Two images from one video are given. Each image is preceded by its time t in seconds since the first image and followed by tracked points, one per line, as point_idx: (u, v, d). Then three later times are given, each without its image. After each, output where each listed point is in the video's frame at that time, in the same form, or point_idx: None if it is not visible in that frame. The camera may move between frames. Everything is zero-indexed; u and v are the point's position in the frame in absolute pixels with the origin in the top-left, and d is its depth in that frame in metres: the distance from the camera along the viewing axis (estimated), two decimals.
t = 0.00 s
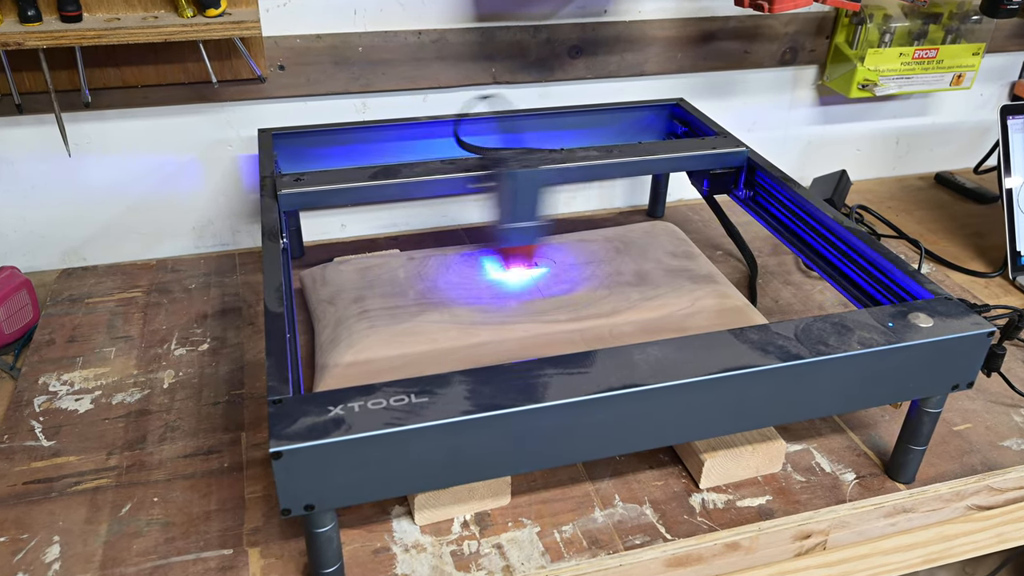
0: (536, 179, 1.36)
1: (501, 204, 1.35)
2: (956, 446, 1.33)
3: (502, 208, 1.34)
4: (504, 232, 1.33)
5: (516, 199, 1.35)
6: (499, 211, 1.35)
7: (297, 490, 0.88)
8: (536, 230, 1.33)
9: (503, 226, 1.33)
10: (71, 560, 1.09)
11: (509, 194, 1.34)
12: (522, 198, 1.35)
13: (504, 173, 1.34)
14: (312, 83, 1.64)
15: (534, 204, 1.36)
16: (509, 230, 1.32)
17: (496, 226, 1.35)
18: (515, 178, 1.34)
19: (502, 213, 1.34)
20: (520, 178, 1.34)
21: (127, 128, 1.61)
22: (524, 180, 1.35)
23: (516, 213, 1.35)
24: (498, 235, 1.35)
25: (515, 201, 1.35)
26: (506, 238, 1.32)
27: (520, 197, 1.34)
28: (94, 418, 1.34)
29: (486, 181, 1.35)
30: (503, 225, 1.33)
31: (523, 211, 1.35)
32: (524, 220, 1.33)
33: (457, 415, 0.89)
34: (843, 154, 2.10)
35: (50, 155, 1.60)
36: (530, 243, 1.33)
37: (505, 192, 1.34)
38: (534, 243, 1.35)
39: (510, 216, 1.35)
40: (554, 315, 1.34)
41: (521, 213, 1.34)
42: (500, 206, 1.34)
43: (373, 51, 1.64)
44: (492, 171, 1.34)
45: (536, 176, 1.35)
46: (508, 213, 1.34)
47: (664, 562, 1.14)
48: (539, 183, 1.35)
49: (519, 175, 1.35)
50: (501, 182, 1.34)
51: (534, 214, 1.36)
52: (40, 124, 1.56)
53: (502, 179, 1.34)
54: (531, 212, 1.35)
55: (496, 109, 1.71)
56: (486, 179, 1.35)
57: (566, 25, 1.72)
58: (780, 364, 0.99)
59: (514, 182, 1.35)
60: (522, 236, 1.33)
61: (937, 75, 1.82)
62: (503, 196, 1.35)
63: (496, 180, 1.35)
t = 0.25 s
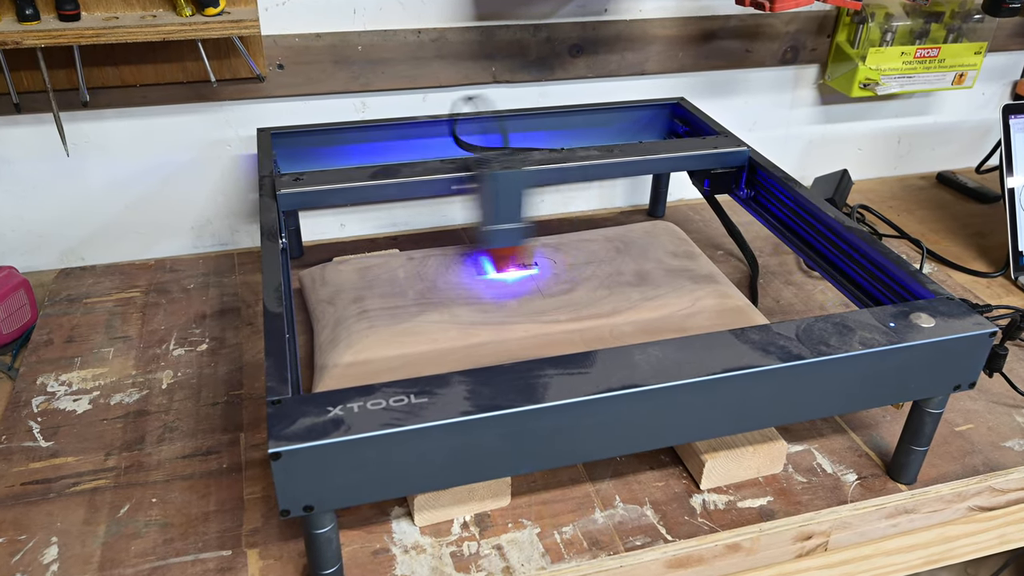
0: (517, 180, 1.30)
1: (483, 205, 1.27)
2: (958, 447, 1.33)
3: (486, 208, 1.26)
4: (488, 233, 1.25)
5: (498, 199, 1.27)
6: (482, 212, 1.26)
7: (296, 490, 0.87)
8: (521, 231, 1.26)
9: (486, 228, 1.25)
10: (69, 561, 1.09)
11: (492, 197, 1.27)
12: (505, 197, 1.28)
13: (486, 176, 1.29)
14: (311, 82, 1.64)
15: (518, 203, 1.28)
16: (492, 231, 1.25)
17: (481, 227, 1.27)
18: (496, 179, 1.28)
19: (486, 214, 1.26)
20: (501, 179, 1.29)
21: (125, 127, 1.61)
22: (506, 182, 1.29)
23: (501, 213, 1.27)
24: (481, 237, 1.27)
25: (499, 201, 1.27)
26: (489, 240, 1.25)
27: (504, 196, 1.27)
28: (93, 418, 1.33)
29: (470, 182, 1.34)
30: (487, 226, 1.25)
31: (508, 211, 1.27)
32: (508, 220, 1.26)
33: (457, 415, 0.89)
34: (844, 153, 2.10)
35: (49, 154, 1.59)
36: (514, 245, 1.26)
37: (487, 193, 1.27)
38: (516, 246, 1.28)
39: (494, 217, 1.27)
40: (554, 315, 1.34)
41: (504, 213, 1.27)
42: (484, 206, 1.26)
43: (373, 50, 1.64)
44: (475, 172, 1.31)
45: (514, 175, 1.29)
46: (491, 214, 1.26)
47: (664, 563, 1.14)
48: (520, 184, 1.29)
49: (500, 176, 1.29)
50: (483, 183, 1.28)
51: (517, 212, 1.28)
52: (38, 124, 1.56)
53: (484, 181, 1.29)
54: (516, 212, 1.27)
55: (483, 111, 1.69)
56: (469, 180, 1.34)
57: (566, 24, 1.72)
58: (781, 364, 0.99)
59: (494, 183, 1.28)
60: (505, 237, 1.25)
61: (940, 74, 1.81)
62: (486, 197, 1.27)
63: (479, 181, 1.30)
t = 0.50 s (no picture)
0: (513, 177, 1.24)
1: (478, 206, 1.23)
2: (960, 447, 1.32)
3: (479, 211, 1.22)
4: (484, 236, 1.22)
5: (492, 199, 1.22)
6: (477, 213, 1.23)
7: (295, 491, 0.87)
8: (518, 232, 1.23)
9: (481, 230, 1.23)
10: (68, 562, 1.08)
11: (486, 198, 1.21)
12: (501, 198, 1.22)
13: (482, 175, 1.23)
14: (310, 82, 1.63)
15: (513, 202, 1.23)
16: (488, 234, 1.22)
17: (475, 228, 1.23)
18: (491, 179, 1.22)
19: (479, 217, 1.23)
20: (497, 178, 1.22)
21: (124, 126, 1.60)
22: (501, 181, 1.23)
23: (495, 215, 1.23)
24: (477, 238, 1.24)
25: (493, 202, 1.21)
26: (484, 243, 1.23)
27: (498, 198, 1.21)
28: (91, 419, 1.33)
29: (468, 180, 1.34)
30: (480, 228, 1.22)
31: (502, 213, 1.22)
32: (502, 222, 1.22)
33: (457, 416, 0.88)
34: (845, 153, 2.09)
35: (47, 153, 1.59)
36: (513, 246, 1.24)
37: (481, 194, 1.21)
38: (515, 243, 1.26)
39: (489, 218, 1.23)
40: (554, 315, 1.33)
41: (498, 215, 1.23)
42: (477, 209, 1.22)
43: (372, 49, 1.63)
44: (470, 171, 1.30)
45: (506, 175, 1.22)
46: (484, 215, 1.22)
47: (665, 564, 1.13)
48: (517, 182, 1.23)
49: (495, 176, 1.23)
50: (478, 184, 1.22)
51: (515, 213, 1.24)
52: (36, 123, 1.55)
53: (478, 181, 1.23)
54: (512, 212, 1.23)
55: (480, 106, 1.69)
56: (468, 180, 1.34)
57: (566, 23, 1.71)
58: (782, 364, 0.98)
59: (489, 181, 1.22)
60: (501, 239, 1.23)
61: (942, 73, 1.81)
62: (480, 198, 1.22)
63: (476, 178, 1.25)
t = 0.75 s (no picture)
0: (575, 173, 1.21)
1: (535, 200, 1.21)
2: (962, 448, 1.31)
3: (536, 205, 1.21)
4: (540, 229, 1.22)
5: (552, 192, 1.21)
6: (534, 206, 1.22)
7: (295, 492, 0.86)
8: (575, 225, 1.23)
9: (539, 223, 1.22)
10: (66, 563, 1.08)
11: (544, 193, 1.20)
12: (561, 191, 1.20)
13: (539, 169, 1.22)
14: (310, 81, 1.63)
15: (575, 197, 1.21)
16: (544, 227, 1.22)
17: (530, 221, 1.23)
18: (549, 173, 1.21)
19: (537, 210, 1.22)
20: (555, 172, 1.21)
21: (123, 126, 1.60)
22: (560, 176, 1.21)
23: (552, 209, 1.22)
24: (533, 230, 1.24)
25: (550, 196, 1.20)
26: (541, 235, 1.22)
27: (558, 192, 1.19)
28: (89, 419, 1.32)
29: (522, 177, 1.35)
30: (540, 221, 1.21)
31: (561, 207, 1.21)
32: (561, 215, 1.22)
33: (456, 416, 0.88)
34: (846, 153, 2.09)
35: (45, 153, 1.58)
36: (567, 238, 1.24)
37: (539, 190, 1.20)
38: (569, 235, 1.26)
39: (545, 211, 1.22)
40: (555, 315, 1.33)
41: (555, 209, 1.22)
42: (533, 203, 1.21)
43: (371, 48, 1.63)
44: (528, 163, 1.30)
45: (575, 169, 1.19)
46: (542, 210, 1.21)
47: (665, 565, 1.13)
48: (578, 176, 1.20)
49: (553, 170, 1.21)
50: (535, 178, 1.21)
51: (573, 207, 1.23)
52: (34, 122, 1.55)
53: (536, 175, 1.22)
54: (572, 206, 1.22)
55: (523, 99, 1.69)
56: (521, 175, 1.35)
57: (566, 22, 1.70)
58: (783, 365, 0.97)
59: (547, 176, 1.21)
60: (556, 232, 1.23)
61: (943, 72, 1.81)
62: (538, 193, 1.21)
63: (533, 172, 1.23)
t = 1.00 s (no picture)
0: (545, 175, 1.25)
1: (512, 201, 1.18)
2: (964, 449, 1.31)
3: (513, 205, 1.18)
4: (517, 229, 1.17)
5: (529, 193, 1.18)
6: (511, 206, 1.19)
7: (294, 493, 0.86)
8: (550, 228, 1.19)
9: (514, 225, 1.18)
10: (64, 565, 1.07)
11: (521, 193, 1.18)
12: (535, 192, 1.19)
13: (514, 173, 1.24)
14: (309, 80, 1.62)
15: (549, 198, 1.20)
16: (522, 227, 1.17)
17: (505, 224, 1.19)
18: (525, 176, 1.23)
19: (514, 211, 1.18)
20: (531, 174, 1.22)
21: (121, 125, 1.59)
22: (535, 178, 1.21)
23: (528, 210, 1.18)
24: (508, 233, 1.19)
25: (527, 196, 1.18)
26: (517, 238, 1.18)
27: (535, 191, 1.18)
28: (87, 420, 1.32)
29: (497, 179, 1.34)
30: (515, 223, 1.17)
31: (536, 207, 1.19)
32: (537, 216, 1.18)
33: (456, 417, 0.87)
34: (848, 152, 2.08)
35: (42, 152, 1.58)
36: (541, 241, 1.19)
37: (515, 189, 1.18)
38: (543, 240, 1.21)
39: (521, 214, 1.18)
40: (555, 315, 1.32)
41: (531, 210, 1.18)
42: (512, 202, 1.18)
43: (371, 47, 1.62)
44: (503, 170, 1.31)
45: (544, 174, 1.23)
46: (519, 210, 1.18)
47: (666, 566, 1.12)
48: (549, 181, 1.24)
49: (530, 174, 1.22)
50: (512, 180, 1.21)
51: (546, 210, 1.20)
52: (32, 122, 1.54)
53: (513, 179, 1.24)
54: (544, 209, 1.19)
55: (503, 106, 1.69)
56: (496, 176, 1.34)
57: (567, 21, 1.70)
58: (785, 365, 0.97)
59: (524, 178, 1.22)
60: (533, 234, 1.18)
61: (945, 72, 1.80)
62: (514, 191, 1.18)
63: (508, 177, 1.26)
